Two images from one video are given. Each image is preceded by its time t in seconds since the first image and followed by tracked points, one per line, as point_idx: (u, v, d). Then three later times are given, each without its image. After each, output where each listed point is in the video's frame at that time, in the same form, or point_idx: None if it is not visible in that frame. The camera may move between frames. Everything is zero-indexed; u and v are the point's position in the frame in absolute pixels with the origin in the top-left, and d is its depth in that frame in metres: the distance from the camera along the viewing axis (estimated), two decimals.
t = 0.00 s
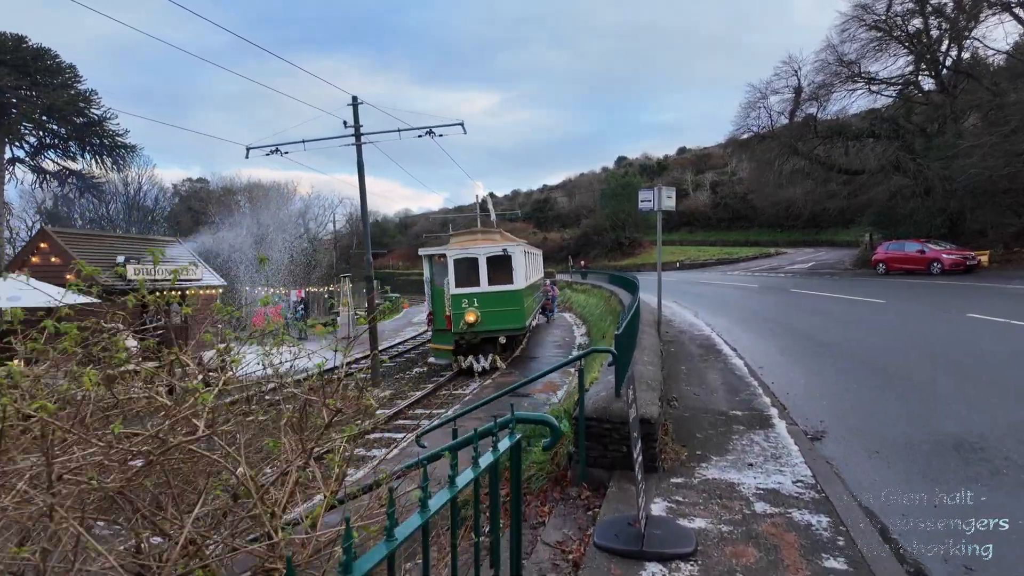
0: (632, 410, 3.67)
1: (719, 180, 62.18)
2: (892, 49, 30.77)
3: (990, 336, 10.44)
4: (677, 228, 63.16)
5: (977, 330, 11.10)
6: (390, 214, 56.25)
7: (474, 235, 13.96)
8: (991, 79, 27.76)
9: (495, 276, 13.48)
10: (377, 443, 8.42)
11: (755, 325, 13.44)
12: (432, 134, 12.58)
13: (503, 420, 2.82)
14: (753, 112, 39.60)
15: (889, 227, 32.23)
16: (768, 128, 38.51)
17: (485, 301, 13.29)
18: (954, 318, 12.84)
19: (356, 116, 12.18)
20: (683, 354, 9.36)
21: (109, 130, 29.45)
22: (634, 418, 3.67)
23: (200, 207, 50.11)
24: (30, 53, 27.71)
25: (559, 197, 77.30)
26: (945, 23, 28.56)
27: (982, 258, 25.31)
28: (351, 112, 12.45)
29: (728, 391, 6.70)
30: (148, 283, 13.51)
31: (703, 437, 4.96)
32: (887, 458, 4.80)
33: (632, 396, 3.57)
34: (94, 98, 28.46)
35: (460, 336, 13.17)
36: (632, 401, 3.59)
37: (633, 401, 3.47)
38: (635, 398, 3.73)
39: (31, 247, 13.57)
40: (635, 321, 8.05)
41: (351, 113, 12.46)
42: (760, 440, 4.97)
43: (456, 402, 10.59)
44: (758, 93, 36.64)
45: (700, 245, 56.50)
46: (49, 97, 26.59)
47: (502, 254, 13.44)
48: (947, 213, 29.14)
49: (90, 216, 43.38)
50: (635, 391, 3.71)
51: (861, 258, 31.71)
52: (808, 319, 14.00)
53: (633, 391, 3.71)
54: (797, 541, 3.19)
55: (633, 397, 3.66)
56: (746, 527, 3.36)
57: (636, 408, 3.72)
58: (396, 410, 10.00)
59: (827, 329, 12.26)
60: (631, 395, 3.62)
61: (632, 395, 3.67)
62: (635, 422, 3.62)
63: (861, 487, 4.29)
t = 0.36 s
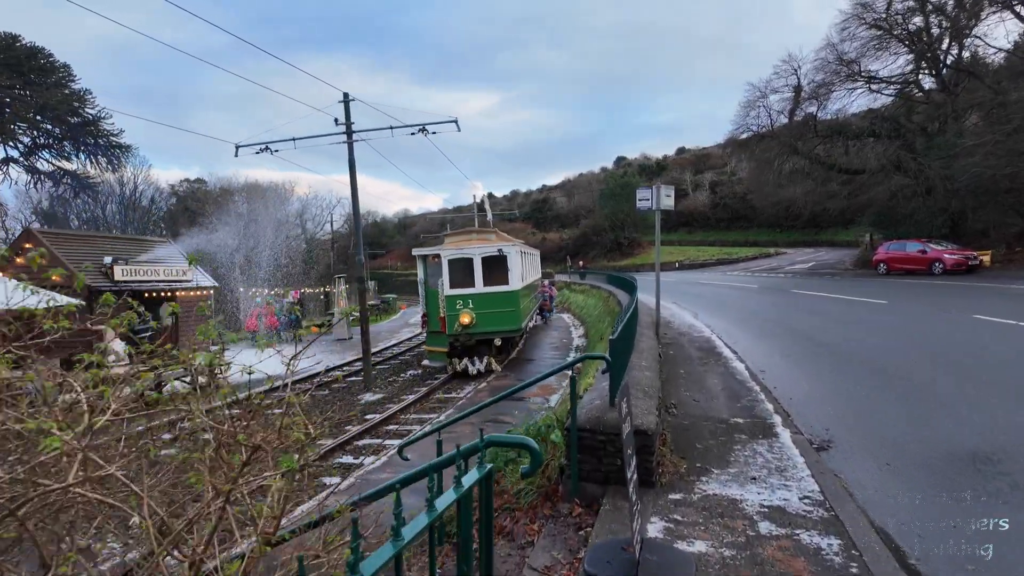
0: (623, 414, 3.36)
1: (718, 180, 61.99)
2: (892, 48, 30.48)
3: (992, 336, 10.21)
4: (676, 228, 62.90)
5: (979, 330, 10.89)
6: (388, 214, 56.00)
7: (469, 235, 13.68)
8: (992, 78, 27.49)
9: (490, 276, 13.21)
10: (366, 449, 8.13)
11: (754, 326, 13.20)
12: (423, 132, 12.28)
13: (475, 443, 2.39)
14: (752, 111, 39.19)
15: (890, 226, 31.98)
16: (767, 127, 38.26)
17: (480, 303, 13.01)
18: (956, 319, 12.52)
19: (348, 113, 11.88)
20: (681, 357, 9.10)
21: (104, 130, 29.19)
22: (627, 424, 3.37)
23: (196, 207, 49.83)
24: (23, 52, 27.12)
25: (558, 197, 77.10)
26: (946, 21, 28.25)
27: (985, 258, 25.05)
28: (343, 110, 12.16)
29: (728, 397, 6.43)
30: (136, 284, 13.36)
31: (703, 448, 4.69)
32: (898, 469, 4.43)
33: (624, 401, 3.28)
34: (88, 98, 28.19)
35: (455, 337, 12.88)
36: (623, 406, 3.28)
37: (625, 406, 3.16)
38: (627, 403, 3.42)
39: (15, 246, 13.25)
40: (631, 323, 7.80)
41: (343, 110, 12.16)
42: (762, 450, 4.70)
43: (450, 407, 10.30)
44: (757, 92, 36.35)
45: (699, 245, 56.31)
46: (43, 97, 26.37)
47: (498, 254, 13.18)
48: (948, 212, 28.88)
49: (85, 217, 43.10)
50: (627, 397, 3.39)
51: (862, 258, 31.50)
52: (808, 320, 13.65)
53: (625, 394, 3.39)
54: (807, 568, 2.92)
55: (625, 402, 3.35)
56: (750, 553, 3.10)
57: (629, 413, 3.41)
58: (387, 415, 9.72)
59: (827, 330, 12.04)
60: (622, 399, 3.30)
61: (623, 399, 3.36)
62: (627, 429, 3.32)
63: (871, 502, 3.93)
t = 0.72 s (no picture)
0: (611, 432, 3.10)
1: (718, 180, 61.70)
2: (894, 46, 30.19)
3: (996, 335, 10.00)
4: (676, 229, 62.62)
5: (984, 329, 10.67)
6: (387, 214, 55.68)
7: (464, 235, 13.43)
8: (995, 76, 27.20)
9: (485, 277, 12.94)
10: (354, 457, 7.87)
11: (754, 327, 12.96)
12: (416, 130, 12.02)
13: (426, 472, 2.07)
14: (753, 110, 38.82)
15: (892, 226, 31.72)
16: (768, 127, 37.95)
17: (474, 304, 12.74)
18: (959, 319, 12.22)
19: (339, 110, 11.60)
20: (679, 360, 8.86)
21: (100, 130, 28.82)
22: (615, 441, 3.10)
23: (194, 208, 49.56)
24: (18, 51, 26.70)
25: (558, 198, 76.78)
26: (948, 19, 27.97)
27: (988, 259, 24.79)
28: (334, 108, 11.89)
29: (727, 404, 6.18)
30: (125, 286, 13.11)
31: (702, 461, 4.43)
32: (909, 485, 4.10)
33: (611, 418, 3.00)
34: (84, 98, 27.86)
35: (449, 340, 12.63)
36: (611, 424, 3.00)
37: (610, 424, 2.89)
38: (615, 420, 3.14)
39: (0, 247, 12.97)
40: (627, 326, 7.56)
41: (334, 108, 11.89)
42: (762, 462, 4.46)
43: (442, 411, 10.04)
44: (757, 91, 36.05)
45: (700, 245, 56.01)
46: (38, 97, 26.03)
47: (493, 255, 12.90)
48: (951, 212, 28.63)
49: (82, 218, 42.85)
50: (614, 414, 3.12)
51: (863, 259, 31.23)
52: (808, 320, 13.35)
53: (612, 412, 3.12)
54: None
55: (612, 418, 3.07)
56: None
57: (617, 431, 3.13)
58: (378, 421, 9.45)
59: (828, 330, 11.80)
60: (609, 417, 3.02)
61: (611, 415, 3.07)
62: (615, 448, 3.05)
63: (881, 522, 3.61)
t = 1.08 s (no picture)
0: (604, 447, 2.79)
1: (718, 180, 61.42)
2: (895, 44, 29.86)
3: (1003, 334, 9.74)
4: (676, 228, 62.30)
5: (989, 328, 10.41)
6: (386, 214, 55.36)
7: (459, 233, 13.14)
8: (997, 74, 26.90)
9: (480, 276, 12.64)
10: (341, 462, 7.59)
11: (755, 327, 12.66)
12: (410, 124, 11.65)
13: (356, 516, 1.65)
14: (754, 109, 37.93)
15: (893, 225, 31.44)
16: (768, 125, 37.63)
17: (469, 303, 12.46)
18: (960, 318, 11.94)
19: (330, 104, 11.30)
20: (678, 362, 8.56)
21: (96, 128, 28.43)
22: (609, 456, 2.79)
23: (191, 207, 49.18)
24: (12, 48, 26.34)
25: (557, 197, 76.46)
26: (950, 17, 27.67)
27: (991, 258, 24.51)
28: (325, 103, 11.57)
29: (730, 408, 5.88)
30: (112, 285, 12.83)
31: (703, 470, 4.15)
32: (928, 497, 3.80)
33: (600, 432, 2.72)
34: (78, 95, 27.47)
35: (443, 340, 12.35)
36: (602, 438, 2.71)
37: (599, 438, 2.60)
38: (607, 432, 2.84)
39: None
40: (623, 325, 7.26)
41: (325, 103, 11.57)
42: (766, 470, 4.19)
43: (435, 414, 9.74)
44: (758, 89, 35.74)
45: (699, 245, 55.70)
46: (31, 93, 25.63)
47: (488, 253, 12.62)
48: (953, 211, 28.35)
49: (79, 217, 42.62)
50: (606, 424, 2.83)
51: (864, 258, 30.93)
52: (809, 320, 13.03)
53: (603, 424, 2.82)
54: None
55: (602, 432, 2.78)
56: None
57: (612, 444, 2.83)
58: (368, 424, 9.17)
59: (830, 329, 11.52)
60: (598, 430, 2.73)
61: (601, 428, 2.78)
62: (609, 464, 2.75)
63: (899, 540, 3.30)
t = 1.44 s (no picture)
0: (587, 473, 2.63)
1: (717, 180, 61.22)
2: (895, 43, 29.59)
3: (1008, 335, 9.51)
4: (676, 229, 62.03)
5: (993, 329, 10.19)
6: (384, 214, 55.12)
7: (453, 233, 12.90)
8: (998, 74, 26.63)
9: (474, 277, 12.37)
10: (326, 471, 7.32)
11: (756, 329, 12.41)
12: (401, 122, 11.37)
13: None
14: (752, 108, 37.87)
15: (893, 225, 31.21)
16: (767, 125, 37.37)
17: (463, 305, 12.20)
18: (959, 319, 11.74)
19: (320, 102, 11.02)
20: (676, 366, 8.31)
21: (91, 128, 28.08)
22: (591, 483, 2.62)
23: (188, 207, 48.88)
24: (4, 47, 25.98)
25: (556, 197, 76.21)
26: (950, 16, 27.43)
27: (993, 259, 24.28)
28: (315, 99, 11.28)
29: (728, 417, 5.63)
30: (97, 286, 12.59)
31: (700, 486, 3.90)
32: (939, 513, 3.56)
33: (583, 455, 2.55)
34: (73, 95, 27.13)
35: (436, 344, 12.08)
36: (584, 464, 2.55)
37: (577, 463, 2.44)
38: (591, 456, 2.68)
39: None
40: (618, 329, 7.00)
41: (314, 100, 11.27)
42: (767, 485, 3.95)
43: (426, 420, 9.47)
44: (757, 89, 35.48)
45: (698, 245, 55.49)
46: (24, 92, 25.29)
47: (482, 254, 12.37)
48: (954, 211, 28.12)
49: (75, 218, 42.30)
50: (590, 448, 2.67)
51: (865, 259, 30.69)
52: (808, 321, 12.79)
53: (587, 447, 2.66)
54: None
55: (585, 456, 2.61)
56: None
57: (597, 470, 2.68)
58: (357, 430, 8.91)
59: (830, 331, 11.30)
60: (579, 455, 2.55)
61: (584, 451, 2.61)
62: (591, 491, 2.57)
63: (911, 565, 3.05)
